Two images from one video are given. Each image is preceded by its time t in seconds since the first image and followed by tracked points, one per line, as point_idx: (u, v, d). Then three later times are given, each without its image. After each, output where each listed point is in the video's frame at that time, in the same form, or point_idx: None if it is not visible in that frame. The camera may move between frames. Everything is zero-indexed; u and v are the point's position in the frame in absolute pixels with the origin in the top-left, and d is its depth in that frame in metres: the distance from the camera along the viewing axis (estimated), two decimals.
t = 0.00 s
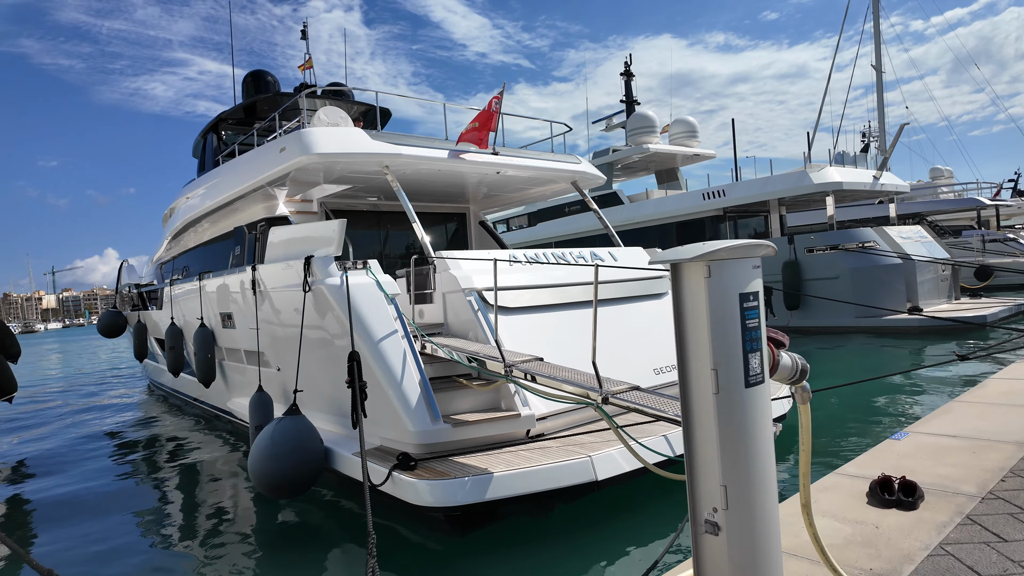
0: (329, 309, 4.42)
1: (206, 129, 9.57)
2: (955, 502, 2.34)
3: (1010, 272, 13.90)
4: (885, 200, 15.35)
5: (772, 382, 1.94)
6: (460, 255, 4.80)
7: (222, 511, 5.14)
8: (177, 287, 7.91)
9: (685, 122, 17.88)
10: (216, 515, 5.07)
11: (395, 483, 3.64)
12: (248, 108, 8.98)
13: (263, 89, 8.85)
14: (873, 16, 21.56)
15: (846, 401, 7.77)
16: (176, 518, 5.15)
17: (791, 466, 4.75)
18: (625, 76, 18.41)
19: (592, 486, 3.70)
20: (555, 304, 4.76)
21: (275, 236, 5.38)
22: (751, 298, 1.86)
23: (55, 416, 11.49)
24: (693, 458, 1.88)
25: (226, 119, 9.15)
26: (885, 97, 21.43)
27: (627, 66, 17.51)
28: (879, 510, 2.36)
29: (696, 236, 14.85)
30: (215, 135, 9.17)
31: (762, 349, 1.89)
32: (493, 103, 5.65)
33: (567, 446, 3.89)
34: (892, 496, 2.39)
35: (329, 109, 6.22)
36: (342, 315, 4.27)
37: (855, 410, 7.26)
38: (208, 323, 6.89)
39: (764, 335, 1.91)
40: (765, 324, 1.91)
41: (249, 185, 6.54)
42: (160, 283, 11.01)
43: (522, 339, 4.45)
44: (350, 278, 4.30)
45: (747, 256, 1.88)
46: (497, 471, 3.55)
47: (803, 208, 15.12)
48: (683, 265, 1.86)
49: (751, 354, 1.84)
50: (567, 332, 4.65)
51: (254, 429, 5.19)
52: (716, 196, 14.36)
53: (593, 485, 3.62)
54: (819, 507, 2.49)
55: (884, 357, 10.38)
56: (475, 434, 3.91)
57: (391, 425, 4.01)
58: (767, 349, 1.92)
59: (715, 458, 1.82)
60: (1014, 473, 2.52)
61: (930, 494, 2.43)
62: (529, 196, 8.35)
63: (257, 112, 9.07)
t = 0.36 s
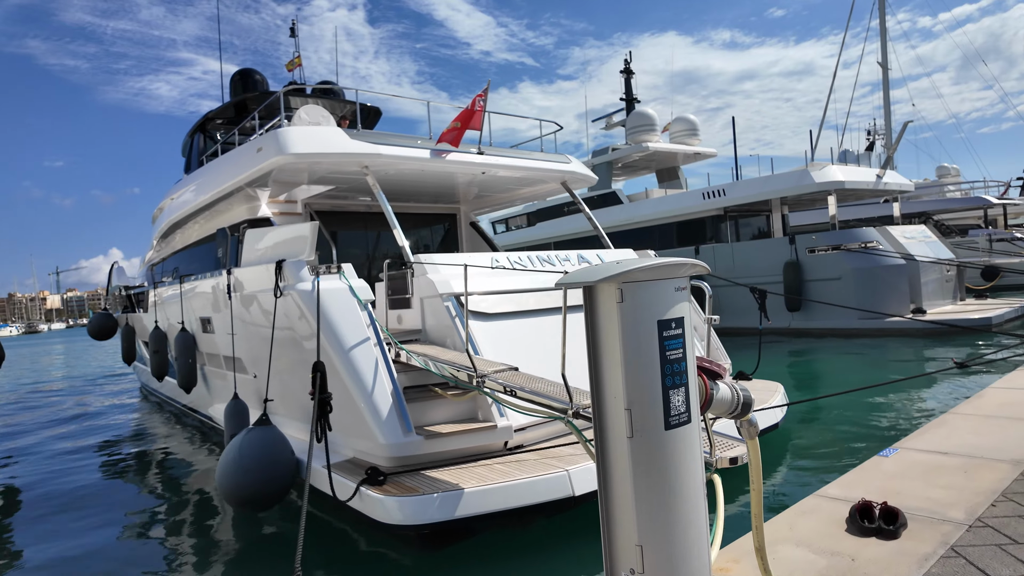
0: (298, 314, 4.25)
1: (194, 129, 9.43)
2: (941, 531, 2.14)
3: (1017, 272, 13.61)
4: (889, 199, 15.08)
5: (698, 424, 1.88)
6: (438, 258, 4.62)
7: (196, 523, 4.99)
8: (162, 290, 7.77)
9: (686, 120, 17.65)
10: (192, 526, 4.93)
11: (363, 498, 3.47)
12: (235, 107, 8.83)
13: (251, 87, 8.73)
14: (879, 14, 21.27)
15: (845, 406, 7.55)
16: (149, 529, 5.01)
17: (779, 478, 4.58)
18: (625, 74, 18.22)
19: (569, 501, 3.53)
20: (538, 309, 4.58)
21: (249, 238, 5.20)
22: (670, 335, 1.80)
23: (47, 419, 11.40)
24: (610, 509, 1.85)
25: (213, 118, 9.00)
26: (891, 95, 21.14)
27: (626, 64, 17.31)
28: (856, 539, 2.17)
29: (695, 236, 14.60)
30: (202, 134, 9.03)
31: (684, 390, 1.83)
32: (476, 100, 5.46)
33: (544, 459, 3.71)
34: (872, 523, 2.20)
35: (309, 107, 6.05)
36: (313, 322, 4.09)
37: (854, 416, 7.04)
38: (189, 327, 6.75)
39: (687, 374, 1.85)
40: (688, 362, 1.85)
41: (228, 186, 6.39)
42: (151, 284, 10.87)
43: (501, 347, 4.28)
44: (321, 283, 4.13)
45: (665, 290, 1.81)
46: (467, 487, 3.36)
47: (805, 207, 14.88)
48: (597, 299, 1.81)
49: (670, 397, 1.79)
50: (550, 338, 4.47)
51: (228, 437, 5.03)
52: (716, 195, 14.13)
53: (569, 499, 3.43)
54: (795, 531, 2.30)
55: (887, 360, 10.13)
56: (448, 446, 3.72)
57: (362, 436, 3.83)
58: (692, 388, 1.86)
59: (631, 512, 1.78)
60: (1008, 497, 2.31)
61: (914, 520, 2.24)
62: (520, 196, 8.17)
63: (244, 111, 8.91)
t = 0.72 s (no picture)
0: (266, 320, 4.14)
1: (182, 130, 9.35)
2: (904, 553, 2.04)
3: (1017, 275, 13.47)
4: (888, 200, 14.95)
5: (579, 448, 1.83)
6: (412, 261, 4.52)
7: (170, 531, 4.90)
8: (145, 293, 7.68)
9: (682, 120, 17.54)
10: (167, 533, 4.86)
11: (325, 510, 3.36)
12: (221, 108, 8.74)
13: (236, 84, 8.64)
14: (880, 14, 21.14)
15: (838, 410, 7.44)
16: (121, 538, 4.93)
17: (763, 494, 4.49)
18: (621, 74, 18.11)
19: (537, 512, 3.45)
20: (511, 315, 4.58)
21: (224, 241, 5.11)
22: (544, 353, 1.76)
23: (37, 423, 11.33)
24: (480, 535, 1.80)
25: (200, 119, 8.91)
26: (891, 95, 20.99)
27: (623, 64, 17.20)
28: (816, 561, 2.07)
29: (691, 238, 14.48)
30: (189, 135, 8.96)
31: (563, 412, 1.79)
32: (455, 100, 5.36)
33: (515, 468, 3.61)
34: (833, 545, 2.10)
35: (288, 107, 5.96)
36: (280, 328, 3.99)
37: (846, 421, 6.93)
38: (169, 331, 6.65)
39: (567, 395, 1.81)
40: (568, 382, 1.81)
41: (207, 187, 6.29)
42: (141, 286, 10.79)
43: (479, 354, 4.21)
44: (289, 287, 4.02)
45: (542, 307, 1.78)
46: (432, 498, 3.25)
47: (802, 208, 14.75)
48: (471, 313, 1.78)
49: (544, 418, 1.75)
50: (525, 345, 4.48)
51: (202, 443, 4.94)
52: (712, 196, 13.96)
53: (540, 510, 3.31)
54: (754, 551, 2.21)
55: (883, 363, 10.01)
56: (417, 456, 3.62)
57: (330, 445, 3.72)
58: (573, 411, 1.82)
59: (498, 537, 1.74)
60: (980, 516, 2.21)
61: (878, 541, 2.15)
62: (508, 198, 8.07)
63: (230, 111, 8.82)
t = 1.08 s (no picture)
0: (243, 321, 4.04)
1: (176, 129, 9.29)
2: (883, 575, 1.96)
3: None
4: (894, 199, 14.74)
5: (452, 470, 1.91)
6: (394, 261, 4.40)
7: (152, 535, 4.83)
8: (137, 292, 7.62)
9: (686, 119, 17.36)
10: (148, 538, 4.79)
11: (296, 518, 3.26)
12: (214, 106, 8.67)
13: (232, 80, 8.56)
14: (889, 12, 20.88)
15: (838, 412, 7.28)
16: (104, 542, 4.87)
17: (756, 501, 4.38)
18: (624, 72, 17.96)
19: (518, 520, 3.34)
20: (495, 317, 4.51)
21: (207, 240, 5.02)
22: (414, 370, 1.83)
23: (35, 422, 11.32)
24: (341, 567, 1.81)
25: (193, 117, 8.85)
26: (899, 93, 20.73)
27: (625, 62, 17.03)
28: None
29: (693, 238, 14.32)
30: (183, 134, 8.90)
31: (438, 435, 1.87)
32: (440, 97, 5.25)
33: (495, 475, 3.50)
34: (806, 565, 2.01)
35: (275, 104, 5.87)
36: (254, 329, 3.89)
37: (846, 423, 6.78)
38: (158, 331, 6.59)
39: (442, 417, 1.89)
40: (443, 401, 1.90)
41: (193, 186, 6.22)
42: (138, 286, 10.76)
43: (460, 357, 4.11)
44: (265, 288, 3.92)
45: (413, 321, 1.86)
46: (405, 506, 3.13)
47: (806, 207, 14.57)
48: (324, 324, 1.80)
49: (410, 443, 1.81)
50: (508, 349, 4.41)
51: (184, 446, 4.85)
52: (715, 195, 13.78)
53: (518, 518, 3.19)
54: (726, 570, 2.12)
55: (887, 364, 9.85)
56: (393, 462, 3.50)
57: (305, 449, 3.63)
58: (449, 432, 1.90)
59: (355, 558, 1.78)
60: (966, 533, 2.14)
61: (856, 561, 2.06)
62: (503, 197, 7.97)
63: (224, 110, 8.75)
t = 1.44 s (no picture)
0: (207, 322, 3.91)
1: (163, 126, 9.13)
2: None
3: None
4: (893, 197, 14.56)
5: (241, 544, 1.61)
6: (367, 260, 4.26)
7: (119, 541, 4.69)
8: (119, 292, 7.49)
9: (683, 116, 17.17)
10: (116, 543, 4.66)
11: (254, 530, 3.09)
12: (200, 103, 8.51)
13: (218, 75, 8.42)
14: (891, 9, 20.67)
15: (832, 414, 7.13)
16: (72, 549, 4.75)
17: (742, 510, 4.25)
18: (621, 70, 17.79)
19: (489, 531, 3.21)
20: (472, 317, 4.38)
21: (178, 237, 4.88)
22: (178, 418, 1.56)
23: (22, 420, 11.21)
24: None
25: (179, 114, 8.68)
26: (901, 91, 20.54)
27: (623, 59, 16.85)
28: None
29: (689, 237, 14.16)
30: (168, 131, 8.74)
31: (217, 496, 1.58)
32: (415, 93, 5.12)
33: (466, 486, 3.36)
34: None
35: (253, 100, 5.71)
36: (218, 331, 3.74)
37: (840, 426, 6.64)
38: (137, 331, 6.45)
39: (224, 474, 1.60)
40: (227, 451, 1.62)
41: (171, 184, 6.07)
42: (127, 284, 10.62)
43: (434, 358, 3.96)
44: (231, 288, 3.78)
45: (176, 349, 1.59)
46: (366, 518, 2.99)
47: (805, 206, 14.39)
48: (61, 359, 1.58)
49: (173, 512, 1.53)
50: (486, 350, 4.26)
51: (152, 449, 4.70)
52: (711, 193, 13.61)
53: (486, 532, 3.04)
54: None
55: (885, 365, 9.70)
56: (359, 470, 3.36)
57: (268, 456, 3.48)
58: (236, 493, 1.61)
59: None
60: (948, 556, 2.04)
61: None
62: (492, 194, 7.82)
63: (209, 106, 8.58)
